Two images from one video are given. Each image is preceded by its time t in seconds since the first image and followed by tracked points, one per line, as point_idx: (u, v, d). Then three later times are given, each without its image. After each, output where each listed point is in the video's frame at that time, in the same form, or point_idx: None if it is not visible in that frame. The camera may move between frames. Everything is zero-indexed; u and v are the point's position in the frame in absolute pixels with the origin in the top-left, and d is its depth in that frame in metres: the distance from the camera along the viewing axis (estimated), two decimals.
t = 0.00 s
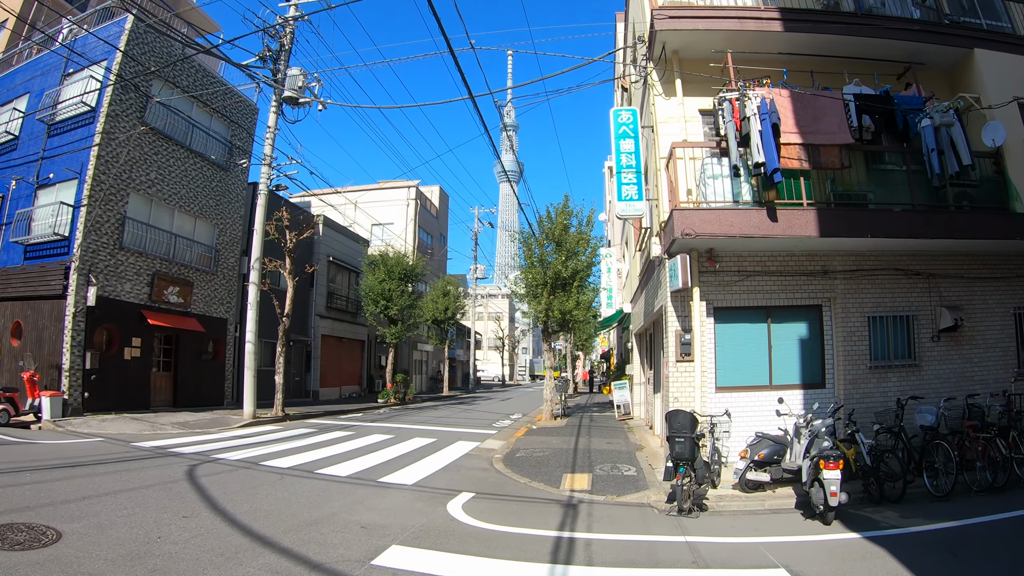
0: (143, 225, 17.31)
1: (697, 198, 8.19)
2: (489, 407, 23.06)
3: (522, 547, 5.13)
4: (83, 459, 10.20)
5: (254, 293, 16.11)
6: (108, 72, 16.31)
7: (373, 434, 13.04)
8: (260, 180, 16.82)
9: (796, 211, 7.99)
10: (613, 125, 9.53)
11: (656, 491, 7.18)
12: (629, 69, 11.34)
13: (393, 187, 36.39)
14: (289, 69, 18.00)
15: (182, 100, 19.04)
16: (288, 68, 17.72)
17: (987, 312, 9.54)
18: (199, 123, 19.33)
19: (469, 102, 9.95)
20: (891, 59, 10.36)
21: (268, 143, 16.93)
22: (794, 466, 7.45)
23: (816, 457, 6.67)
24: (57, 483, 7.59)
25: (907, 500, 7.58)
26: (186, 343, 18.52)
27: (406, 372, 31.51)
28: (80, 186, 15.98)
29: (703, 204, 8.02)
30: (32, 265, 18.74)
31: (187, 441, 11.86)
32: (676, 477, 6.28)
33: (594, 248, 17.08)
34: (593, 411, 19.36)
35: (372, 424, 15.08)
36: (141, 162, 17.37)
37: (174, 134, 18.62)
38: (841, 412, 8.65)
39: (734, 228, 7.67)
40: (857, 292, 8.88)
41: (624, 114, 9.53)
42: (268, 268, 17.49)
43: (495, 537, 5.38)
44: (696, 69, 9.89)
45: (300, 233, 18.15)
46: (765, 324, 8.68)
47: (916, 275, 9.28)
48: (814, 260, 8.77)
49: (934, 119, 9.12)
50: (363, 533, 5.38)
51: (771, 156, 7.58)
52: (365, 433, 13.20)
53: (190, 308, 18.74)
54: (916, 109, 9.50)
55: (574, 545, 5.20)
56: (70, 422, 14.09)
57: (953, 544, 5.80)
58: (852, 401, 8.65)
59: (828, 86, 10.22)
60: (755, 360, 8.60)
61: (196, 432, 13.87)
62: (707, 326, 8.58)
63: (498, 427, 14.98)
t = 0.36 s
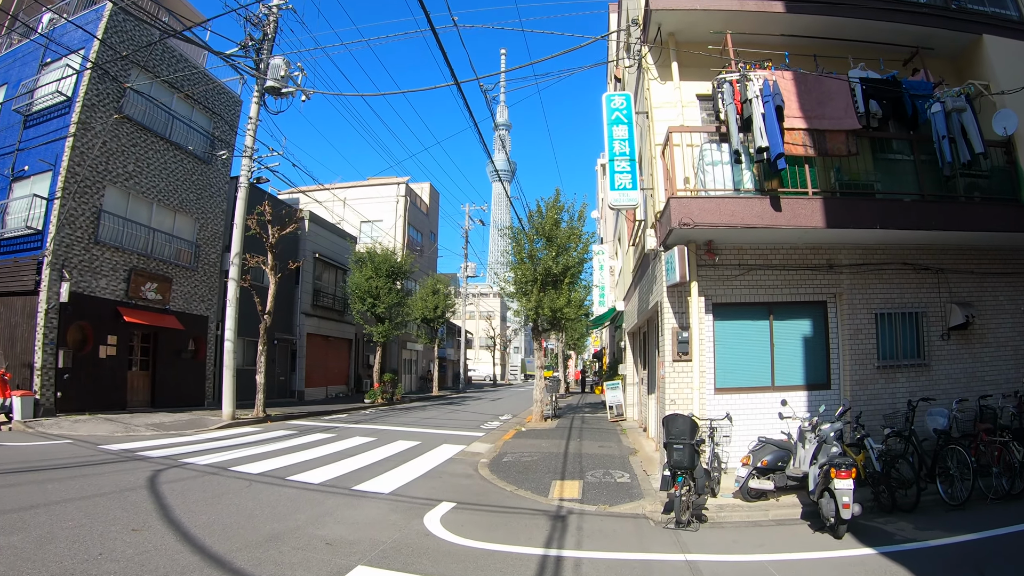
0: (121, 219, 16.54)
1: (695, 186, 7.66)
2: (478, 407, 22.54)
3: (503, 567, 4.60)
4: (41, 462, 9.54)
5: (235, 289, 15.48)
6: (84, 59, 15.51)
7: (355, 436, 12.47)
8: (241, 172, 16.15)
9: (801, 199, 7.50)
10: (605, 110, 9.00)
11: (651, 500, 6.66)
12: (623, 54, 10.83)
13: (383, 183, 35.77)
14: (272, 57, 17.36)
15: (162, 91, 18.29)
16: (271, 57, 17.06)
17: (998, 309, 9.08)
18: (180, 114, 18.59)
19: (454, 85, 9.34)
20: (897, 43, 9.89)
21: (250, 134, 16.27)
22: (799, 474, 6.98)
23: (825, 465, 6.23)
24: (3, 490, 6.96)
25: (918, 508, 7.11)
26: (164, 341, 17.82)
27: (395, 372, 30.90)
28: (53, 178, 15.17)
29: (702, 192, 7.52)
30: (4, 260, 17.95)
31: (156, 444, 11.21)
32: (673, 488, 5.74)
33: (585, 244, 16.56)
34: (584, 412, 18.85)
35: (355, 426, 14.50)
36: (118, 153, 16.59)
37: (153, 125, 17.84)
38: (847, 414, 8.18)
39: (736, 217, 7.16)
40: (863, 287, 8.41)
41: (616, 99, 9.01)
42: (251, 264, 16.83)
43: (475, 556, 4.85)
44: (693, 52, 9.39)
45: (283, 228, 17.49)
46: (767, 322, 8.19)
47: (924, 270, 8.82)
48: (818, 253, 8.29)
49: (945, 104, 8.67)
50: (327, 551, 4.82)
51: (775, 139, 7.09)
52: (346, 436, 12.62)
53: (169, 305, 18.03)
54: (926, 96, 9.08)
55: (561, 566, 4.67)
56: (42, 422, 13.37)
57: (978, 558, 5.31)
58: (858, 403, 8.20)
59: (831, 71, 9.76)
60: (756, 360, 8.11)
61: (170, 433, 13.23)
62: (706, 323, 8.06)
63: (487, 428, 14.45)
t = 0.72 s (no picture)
0: (110, 215, 16.08)
1: (707, 170, 7.17)
2: (479, 408, 22.01)
3: None
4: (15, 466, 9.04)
5: (226, 287, 14.99)
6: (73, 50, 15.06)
7: (349, 439, 11.98)
8: (234, 166, 15.68)
9: (820, 184, 6.99)
10: (610, 94, 8.49)
11: (662, 509, 6.15)
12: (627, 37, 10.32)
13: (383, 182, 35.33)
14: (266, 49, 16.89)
15: (153, 84, 17.84)
16: (264, 48, 16.59)
17: None
18: (172, 108, 18.15)
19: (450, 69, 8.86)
20: (917, 22, 9.36)
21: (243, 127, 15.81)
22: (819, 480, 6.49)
23: (853, 471, 5.79)
24: None
25: (948, 517, 6.59)
26: (155, 340, 17.37)
27: (395, 372, 30.42)
28: (40, 172, 14.71)
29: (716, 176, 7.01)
30: None
31: (140, 448, 10.70)
32: (686, 497, 5.21)
33: (589, 239, 16.05)
34: (589, 413, 18.32)
35: (351, 428, 14.01)
36: (108, 148, 16.13)
37: (144, 119, 17.39)
38: (869, 416, 7.65)
39: (751, 204, 6.65)
40: (885, 280, 7.88)
41: (621, 82, 8.51)
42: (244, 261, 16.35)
43: None
44: (702, 33, 8.88)
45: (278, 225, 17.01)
46: (783, 317, 7.69)
47: (949, 261, 8.28)
48: (837, 243, 7.77)
49: (969, 84, 8.19)
50: (302, 570, 4.32)
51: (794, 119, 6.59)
52: (340, 438, 12.12)
53: (160, 303, 17.57)
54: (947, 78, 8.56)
55: None
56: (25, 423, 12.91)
57: None
58: (880, 403, 7.67)
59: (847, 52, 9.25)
60: (773, 357, 7.59)
61: (158, 435, 12.74)
62: (719, 318, 7.54)
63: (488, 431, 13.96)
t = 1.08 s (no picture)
0: (98, 211, 15.65)
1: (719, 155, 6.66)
2: (479, 410, 21.50)
3: None
4: None
5: (217, 285, 14.52)
6: (60, 43, 14.63)
7: (343, 442, 11.51)
8: (225, 161, 15.22)
9: (841, 169, 6.47)
10: (614, 77, 7.97)
11: (673, 523, 5.64)
12: (632, 19, 9.79)
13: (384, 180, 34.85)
14: (259, 40, 16.39)
15: (144, 78, 17.41)
16: (257, 40, 16.10)
17: None
18: (163, 103, 17.72)
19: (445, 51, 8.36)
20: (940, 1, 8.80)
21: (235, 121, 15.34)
22: (842, 490, 5.97)
23: (885, 482, 5.26)
24: None
25: (980, 531, 6.08)
26: (146, 340, 16.94)
27: (396, 373, 29.95)
28: (27, 168, 14.30)
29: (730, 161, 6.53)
30: None
31: (121, 452, 10.22)
32: (698, 513, 4.69)
33: (593, 235, 15.53)
34: (592, 415, 17.79)
35: (345, 430, 13.52)
36: (97, 143, 15.72)
37: (134, 113, 16.97)
38: (891, 419, 7.13)
39: (767, 190, 6.14)
40: (908, 274, 7.36)
41: (627, 64, 7.99)
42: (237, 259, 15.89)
43: None
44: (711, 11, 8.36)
45: (271, 221, 16.53)
46: (801, 314, 7.17)
47: (975, 254, 7.74)
48: (858, 235, 7.25)
49: (996, 65, 7.65)
50: None
51: (813, 99, 6.10)
52: (333, 442, 11.64)
53: (151, 302, 17.14)
54: (972, 59, 8.05)
55: None
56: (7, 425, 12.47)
57: None
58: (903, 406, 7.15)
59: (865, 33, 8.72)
60: (790, 357, 7.08)
61: (145, 438, 12.30)
62: (733, 315, 7.03)
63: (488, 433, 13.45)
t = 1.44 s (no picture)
0: (85, 207, 15.22)
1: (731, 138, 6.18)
2: (479, 411, 21.06)
3: None
4: None
5: (206, 283, 14.06)
6: (45, 33, 14.19)
7: (334, 446, 11.04)
8: (215, 155, 14.77)
9: (862, 154, 5.98)
10: (617, 59, 7.49)
11: (681, 538, 5.16)
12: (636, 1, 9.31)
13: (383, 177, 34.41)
14: (251, 31, 15.94)
15: (134, 71, 16.98)
16: (249, 31, 15.66)
17: None
18: (153, 96, 17.28)
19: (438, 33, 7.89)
20: None
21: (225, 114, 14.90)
22: (865, 502, 5.47)
23: (915, 494, 4.82)
24: None
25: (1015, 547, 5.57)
26: (135, 339, 16.51)
27: (395, 373, 29.51)
28: (11, 163, 13.86)
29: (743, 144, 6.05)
30: None
31: (100, 456, 9.77)
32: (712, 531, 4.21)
33: (595, 231, 15.04)
34: (595, 416, 17.28)
35: (338, 433, 13.05)
36: (84, 137, 15.28)
37: (123, 107, 16.54)
38: (914, 424, 6.62)
39: (783, 175, 5.66)
40: (932, 267, 6.85)
41: (630, 46, 7.51)
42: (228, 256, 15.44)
43: None
44: None
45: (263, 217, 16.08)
46: (818, 310, 6.67)
47: (1002, 247, 7.23)
48: (878, 226, 6.75)
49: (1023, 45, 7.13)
50: None
51: (833, 76, 5.63)
52: (324, 445, 11.17)
53: (140, 300, 16.71)
54: (994, 41, 7.52)
55: None
56: None
57: None
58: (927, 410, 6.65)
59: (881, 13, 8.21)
60: (805, 357, 6.59)
61: (130, 441, 11.86)
62: (745, 312, 6.54)
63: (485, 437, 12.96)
